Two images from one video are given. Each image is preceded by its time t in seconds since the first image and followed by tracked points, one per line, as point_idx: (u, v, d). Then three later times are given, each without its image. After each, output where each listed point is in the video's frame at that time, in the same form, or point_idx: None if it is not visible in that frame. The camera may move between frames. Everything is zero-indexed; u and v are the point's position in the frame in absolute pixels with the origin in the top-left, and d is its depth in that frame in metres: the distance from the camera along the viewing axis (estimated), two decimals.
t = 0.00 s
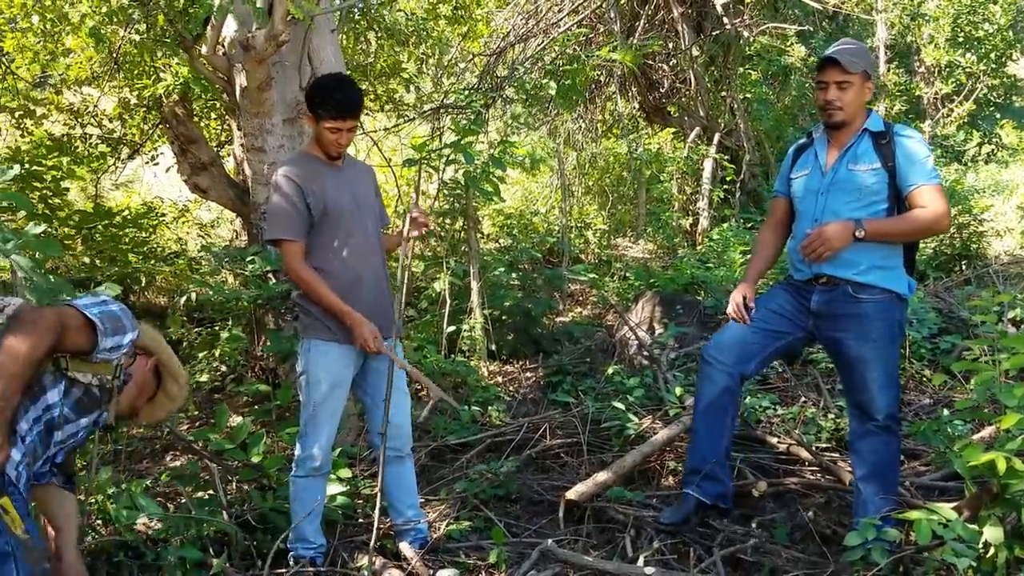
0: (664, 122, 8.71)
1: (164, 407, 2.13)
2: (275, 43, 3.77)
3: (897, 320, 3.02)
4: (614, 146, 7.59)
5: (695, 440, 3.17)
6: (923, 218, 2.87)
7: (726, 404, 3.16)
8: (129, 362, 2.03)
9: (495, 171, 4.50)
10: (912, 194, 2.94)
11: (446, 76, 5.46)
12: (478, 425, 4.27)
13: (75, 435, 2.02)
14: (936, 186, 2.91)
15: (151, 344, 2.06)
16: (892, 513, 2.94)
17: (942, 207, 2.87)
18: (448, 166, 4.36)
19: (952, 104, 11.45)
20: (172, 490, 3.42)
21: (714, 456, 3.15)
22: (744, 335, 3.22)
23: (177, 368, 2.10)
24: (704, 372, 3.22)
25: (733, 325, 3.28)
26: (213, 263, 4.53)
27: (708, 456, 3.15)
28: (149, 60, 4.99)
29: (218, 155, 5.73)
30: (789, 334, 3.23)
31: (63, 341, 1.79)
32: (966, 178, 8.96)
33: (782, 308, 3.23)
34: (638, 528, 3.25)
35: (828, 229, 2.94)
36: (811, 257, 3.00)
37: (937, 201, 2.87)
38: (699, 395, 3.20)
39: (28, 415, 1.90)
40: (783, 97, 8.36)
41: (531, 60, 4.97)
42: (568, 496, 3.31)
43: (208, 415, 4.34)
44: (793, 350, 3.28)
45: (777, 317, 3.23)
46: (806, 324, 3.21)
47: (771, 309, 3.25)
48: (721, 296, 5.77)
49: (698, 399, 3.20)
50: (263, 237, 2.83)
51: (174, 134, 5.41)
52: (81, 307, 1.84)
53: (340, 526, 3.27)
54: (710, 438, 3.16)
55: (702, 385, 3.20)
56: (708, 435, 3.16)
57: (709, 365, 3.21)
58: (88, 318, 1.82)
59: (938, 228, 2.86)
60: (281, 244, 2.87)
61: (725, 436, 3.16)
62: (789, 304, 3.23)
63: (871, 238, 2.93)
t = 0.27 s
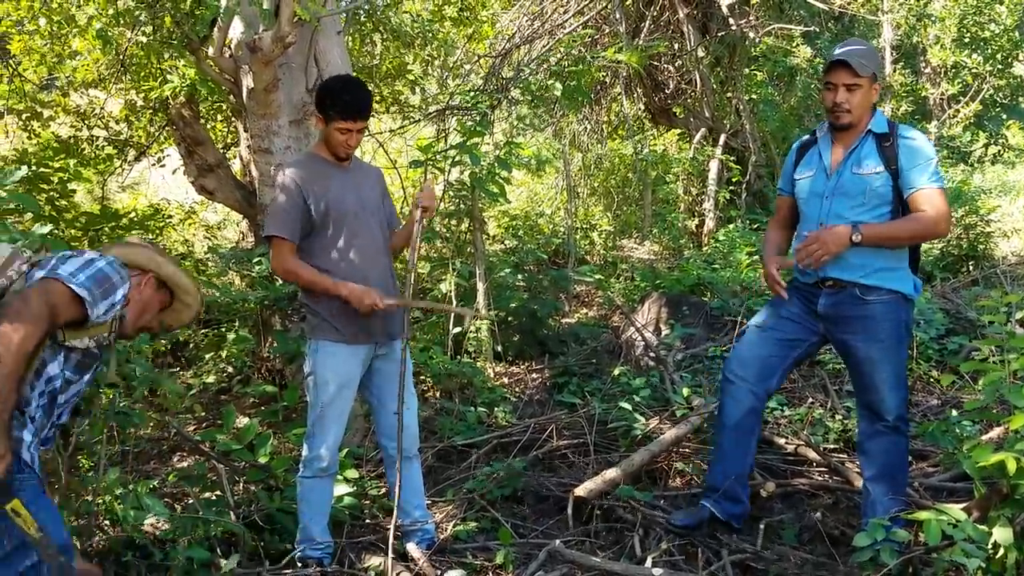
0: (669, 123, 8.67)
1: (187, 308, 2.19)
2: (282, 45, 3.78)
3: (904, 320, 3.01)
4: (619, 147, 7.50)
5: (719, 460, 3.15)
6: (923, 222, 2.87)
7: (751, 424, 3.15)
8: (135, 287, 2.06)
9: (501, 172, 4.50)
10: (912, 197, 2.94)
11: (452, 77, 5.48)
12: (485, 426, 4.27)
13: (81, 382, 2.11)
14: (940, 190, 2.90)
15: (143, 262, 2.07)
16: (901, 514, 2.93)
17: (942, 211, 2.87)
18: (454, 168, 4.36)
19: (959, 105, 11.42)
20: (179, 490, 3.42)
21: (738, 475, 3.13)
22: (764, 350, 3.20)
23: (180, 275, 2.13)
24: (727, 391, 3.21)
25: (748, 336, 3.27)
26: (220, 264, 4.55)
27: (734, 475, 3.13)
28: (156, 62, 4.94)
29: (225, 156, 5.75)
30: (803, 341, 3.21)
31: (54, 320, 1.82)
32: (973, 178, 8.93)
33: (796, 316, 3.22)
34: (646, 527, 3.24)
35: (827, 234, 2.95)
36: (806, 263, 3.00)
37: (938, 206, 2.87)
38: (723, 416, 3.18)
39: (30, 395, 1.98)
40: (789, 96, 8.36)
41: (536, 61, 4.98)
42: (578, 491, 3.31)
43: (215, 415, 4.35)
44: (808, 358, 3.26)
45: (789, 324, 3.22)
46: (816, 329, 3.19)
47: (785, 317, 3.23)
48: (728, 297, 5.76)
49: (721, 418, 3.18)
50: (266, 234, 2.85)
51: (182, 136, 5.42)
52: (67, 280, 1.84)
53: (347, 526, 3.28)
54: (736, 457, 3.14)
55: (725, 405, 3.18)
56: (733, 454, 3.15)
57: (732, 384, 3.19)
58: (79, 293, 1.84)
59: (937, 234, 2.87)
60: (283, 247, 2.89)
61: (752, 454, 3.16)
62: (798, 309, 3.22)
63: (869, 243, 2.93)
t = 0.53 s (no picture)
0: (675, 124, 8.60)
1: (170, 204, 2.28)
2: (288, 47, 3.79)
3: (910, 322, 3.01)
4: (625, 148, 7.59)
5: (727, 467, 3.15)
6: (927, 223, 2.88)
7: (760, 431, 3.16)
8: (108, 199, 2.15)
9: (506, 174, 4.51)
10: (916, 198, 2.94)
11: (458, 80, 5.49)
12: (491, 428, 4.28)
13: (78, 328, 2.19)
14: (943, 190, 2.91)
15: (108, 174, 2.13)
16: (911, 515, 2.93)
17: (943, 211, 2.89)
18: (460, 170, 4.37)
19: (965, 106, 11.38)
20: (186, 492, 3.43)
21: (747, 481, 3.12)
22: (770, 356, 3.20)
23: (152, 180, 2.18)
24: (735, 399, 3.21)
25: (753, 342, 3.27)
26: (227, 266, 4.56)
27: (744, 482, 3.12)
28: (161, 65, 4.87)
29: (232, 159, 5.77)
30: (809, 345, 3.20)
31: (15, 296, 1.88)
32: (980, 180, 8.90)
33: (802, 320, 3.21)
34: (654, 528, 3.24)
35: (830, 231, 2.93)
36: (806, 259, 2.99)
37: (940, 205, 2.89)
38: (733, 423, 3.18)
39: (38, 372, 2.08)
40: (794, 98, 8.29)
41: (542, 64, 4.98)
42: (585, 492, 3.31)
43: (222, 417, 4.36)
44: (814, 361, 3.25)
45: (795, 329, 3.21)
46: (822, 332, 3.18)
47: (790, 321, 3.22)
48: (734, 299, 5.76)
49: (730, 426, 3.18)
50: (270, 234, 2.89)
51: (188, 139, 5.45)
52: (14, 252, 1.88)
53: (354, 528, 3.28)
54: (746, 464, 3.14)
55: (734, 413, 3.18)
56: (742, 461, 3.14)
57: (740, 392, 3.19)
58: (31, 264, 1.88)
59: (939, 234, 2.88)
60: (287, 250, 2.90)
61: (761, 460, 3.15)
62: (804, 313, 3.21)
63: (871, 239, 2.93)
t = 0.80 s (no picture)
0: (681, 125, 8.77)
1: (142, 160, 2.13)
2: (296, 48, 3.81)
3: (917, 322, 3.00)
4: (632, 150, 7.68)
5: (734, 470, 3.12)
6: (934, 220, 2.87)
7: (766, 433, 3.13)
8: (71, 168, 2.00)
9: (514, 175, 4.51)
10: (923, 196, 2.93)
11: (465, 81, 5.50)
12: (499, 429, 4.28)
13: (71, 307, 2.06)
14: (949, 189, 2.91)
15: (65, 140, 1.97)
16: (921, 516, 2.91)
17: (951, 209, 2.88)
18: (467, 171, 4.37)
19: (973, 106, 11.33)
20: (196, 492, 3.44)
21: (755, 483, 3.10)
22: (775, 358, 3.18)
23: (114, 142, 2.02)
24: (740, 402, 3.18)
25: (757, 344, 3.26)
26: (235, 267, 4.58)
27: (751, 485, 3.09)
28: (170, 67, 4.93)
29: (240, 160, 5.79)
30: (814, 346, 3.19)
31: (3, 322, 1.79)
32: (988, 180, 8.87)
33: (807, 322, 3.20)
34: (663, 529, 3.24)
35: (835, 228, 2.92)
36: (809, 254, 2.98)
37: (947, 202, 2.88)
38: (739, 427, 3.15)
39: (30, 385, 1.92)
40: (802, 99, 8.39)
41: (548, 64, 4.98)
42: (594, 492, 3.32)
43: (231, 417, 4.37)
44: (820, 363, 3.24)
45: (799, 330, 3.20)
46: (828, 333, 3.17)
47: (795, 323, 3.21)
48: (742, 300, 5.74)
49: (736, 429, 3.16)
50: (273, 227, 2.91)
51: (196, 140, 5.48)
52: None
53: (363, 528, 3.29)
54: (753, 467, 3.11)
55: (740, 416, 3.15)
56: (748, 464, 3.12)
57: (745, 394, 3.17)
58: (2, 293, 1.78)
59: (945, 231, 2.87)
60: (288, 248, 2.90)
61: (768, 463, 3.12)
62: (808, 314, 3.20)
63: (874, 232, 2.93)
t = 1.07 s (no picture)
0: (688, 125, 8.69)
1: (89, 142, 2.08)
2: (303, 50, 3.82)
3: (922, 322, 2.99)
4: (638, 151, 7.60)
5: (734, 467, 3.11)
6: (939, 217, 2.86)
7: (765, 430, 3.12)
8: (18, 162, 1.95)
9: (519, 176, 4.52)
10: (928, 193, 2.92)
11: (471, 82, 5.50)
12: (505, 430, 4.28)
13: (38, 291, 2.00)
14: (955, 186, 2.90)
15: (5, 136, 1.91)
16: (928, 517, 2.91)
17: (957, 206, 2.87)
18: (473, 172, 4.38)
19: (980, 106, 11.29)
20: (203, 493, 3.46)
21: (755, 481, 3.09)
22: (777, 356, 3.17)
23: (56, 128, 1.97)
24: (740, 399, 3.17)
25: (758, 341, 3.25)
26: (242, 269, 4.60)
27: (751, 482, 3.09)
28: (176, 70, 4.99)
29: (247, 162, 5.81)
30: (817, 344, 3.18)
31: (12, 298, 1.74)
32: (995, 180, 8.84)
33: (809, 320, 3.19)
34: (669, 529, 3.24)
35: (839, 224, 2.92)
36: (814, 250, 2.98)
37: (952, 199, 2.87)
38: (738, 423, 3.14)
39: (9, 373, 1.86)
40: (808, 99, 8.17)
41: (554, 66, 4.99)
42: (600, 493, 3.31)
43: (238, 418, 4.39)
44: (822, 361, 3.23)
45: (802, 327, 3.19)
46: (830, 331, 3.16)
47: (797, 321, 3.20)
48: (749, 300, 5.73)
49: (735, 427, 3.15)
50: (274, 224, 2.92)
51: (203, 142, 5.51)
52: None
53: (369, 529, 3.30)
54: (752, 464, 3.10)
55: (740, 412, 3.14)
56: (748, 462, 3.11)
57: (746, 392, 3.16)
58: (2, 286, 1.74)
59: (952, 228, 2.86)
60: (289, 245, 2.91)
61: (767, 460, 3.12)
62: (810, 311, 3.19)
63: (880, 227, 2.92)
